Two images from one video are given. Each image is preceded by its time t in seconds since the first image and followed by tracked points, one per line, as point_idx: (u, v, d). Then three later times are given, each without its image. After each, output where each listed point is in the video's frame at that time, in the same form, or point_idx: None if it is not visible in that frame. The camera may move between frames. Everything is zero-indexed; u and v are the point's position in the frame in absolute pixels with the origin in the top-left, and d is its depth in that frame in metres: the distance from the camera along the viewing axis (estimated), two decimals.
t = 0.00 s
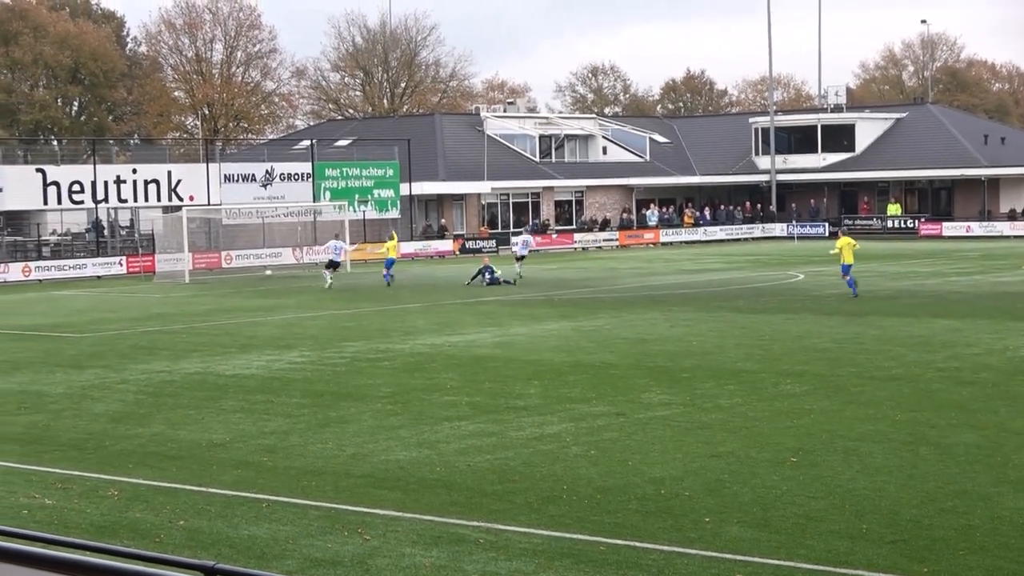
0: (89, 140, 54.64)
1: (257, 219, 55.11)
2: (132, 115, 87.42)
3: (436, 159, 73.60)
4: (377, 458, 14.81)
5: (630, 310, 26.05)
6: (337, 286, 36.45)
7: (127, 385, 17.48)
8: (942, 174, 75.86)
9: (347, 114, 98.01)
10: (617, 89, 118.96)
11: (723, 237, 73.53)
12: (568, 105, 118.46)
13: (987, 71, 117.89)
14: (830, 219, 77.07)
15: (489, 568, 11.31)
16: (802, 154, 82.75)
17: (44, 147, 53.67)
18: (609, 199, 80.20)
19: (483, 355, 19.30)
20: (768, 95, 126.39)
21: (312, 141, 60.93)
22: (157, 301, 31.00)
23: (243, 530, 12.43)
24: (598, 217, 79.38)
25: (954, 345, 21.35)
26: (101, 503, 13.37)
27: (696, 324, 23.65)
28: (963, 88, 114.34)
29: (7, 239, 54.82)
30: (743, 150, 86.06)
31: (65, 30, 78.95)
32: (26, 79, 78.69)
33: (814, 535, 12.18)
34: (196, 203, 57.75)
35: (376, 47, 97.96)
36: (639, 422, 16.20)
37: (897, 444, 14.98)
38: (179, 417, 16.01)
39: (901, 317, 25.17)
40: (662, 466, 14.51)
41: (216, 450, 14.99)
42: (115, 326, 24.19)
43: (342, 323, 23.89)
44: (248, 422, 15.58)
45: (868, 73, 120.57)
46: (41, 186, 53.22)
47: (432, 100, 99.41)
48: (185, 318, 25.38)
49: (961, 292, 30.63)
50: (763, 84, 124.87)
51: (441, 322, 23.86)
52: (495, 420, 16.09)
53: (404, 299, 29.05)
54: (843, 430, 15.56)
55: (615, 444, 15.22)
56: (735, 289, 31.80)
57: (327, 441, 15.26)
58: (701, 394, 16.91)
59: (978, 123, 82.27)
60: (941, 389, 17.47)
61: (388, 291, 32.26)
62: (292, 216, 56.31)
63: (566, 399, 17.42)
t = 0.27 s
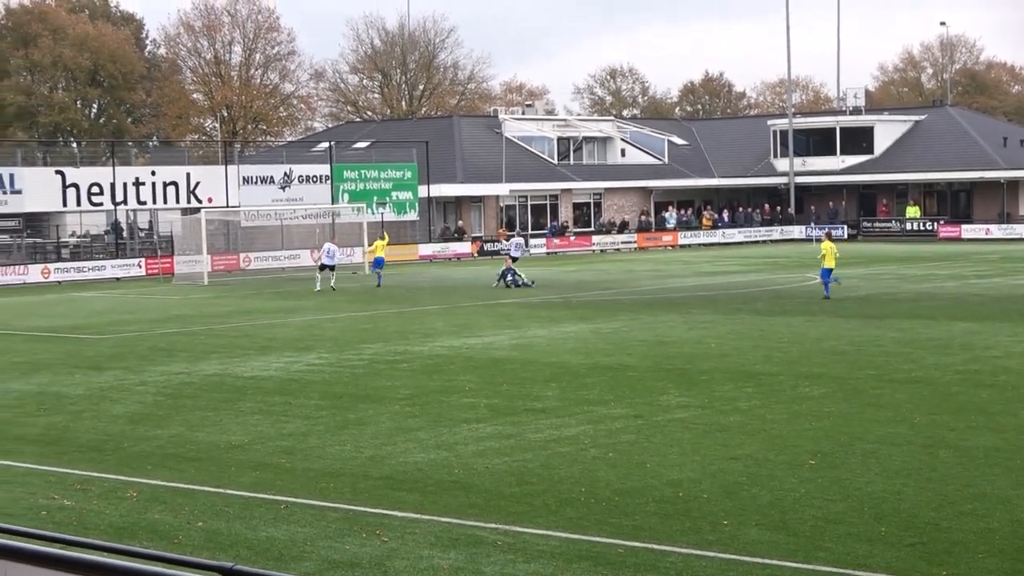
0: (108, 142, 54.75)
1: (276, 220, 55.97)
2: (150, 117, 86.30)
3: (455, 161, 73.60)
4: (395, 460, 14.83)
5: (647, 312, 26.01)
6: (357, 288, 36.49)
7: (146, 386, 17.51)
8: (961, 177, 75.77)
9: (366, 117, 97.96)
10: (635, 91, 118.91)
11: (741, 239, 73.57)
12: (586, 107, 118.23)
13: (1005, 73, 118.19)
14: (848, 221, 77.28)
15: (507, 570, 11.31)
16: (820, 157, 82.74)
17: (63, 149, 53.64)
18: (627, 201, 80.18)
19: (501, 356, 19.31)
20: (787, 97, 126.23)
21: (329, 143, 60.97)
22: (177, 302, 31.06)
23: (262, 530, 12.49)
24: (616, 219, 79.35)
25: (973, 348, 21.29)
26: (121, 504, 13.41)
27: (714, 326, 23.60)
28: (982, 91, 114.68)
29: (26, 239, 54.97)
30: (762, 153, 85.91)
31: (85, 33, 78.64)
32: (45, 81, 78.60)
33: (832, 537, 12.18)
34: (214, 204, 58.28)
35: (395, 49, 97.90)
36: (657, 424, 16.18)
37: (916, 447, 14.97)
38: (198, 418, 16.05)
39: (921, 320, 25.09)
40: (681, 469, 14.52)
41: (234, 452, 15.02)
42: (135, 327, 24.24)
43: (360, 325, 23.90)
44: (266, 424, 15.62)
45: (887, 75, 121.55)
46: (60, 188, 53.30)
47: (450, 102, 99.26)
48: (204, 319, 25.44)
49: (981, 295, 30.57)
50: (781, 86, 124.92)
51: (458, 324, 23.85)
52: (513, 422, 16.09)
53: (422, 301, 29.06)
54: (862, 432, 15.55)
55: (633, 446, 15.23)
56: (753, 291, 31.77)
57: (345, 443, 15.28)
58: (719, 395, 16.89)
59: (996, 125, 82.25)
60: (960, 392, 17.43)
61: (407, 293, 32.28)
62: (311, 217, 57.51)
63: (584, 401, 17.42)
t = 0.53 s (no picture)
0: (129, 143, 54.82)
1: (299, 222, 55.98)
2: (172, 117, 82.16)
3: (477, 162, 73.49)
4: (416, 461, 14.83)
5: (668, 313, 25.92)
6: (379, 289, 36.45)
7: (168, 387, 17.52)
8: (984, 177, 75.52)
9: (387, 118, 97.94)
10: (657, 92, 118.60)
11: (763, 240, 73.69)
12: (608, 108, 118.03)
13: None
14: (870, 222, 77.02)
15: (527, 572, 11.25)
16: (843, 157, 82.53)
17: (86, 150, 53.95)
18: (649, 202, 80.11)
19: (522, 356, 19.26)
20: (809, 98, 125.80)
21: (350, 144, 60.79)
22: (199, 303, 31.10)
23: (283, 530, 12.47)
24: (638, 220, 79.26)
25: (997, 349, 21.17)
26: (143, 505, 13.42)
27: (736, 326, 23.51)
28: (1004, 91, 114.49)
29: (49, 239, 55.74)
30: (784, 155, 85.76)
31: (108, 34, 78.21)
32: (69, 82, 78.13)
33: (853, 538, 12.15)
34: (237, 206, 57.87)
35: (417, 50, 97.93)
36: (678, 426, 16.13)
37: (937, 449, 14.93)
38: (219, 419, 16.09)
39: (943, 321, 24.95)
40: (702, 470, 14.51)
41: (255, 452, 15.04)
42: (157, 328, 24.28)
43: (382, 325, 23.87)
44: (287, 424, 15.63)
45: (910, 77, 121.87)
46: (83, 188, 53.62)
47: (472, 103, 99.66)
48: (225, 320, 25.46)
49: (1006, 296, 30.39)
50: (804, 87, 124.76)
51: (479, 324, 23.80)
52: (534, 423, 16.06)
53: (444, 302, 29.02)
54: (884, 434, 15.50)
55: (654, 446, 15.25)
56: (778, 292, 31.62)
57: (366, 444, 15.29)
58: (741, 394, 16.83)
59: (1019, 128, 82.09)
60: (983, 393, 17.35)
61: (429, 295, 32.23)
62: (333, 218, 57.75)
63: (605, 402, 17.39)
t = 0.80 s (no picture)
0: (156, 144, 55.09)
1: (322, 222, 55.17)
2: (198, 118, 84.83)
3: (502, 163, 73.47)
4: (440, 461, 14.80)
5: (693, 314, 25.81)
6: (404, 290, 36.39)
7: (192, 388, 17.55)
8: (1010, 178, 75.28)
9: (412, 118, 98.03)
10: (681, 92, 118.46)
11: (788, 241, 73.18)
12: (632, 109, 118.02)
13: None
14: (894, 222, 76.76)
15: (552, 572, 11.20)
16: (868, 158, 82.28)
17: (111, 151, 54.56)
18: (673, 203, 80.02)
19: (546, 355, 19.20)
20: (833, 98, 125.43)
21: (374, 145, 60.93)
22: (223, 304, 31.14)
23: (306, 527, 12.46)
24: (662, 221, 79.25)
25: None
26: (167, 505, 13.43)
27: (760, 326, 23.40)
28: None
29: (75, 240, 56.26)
30: (808, 155, 85.48)
31: (132, 35, 78.20)
32: (93, 84, 78.66)
33: (878, 540, 12.10)
34: (261, 206, 58.11)
35: (441, 51, 97.99)
36: (704, 427, 16.04)
37: (963, 450, 14.86)
38: (243, 419, 16.10)
39: (971, 322, 24.79)
40: (725, 471, 14.49)
41: (278, 453, 15.05)
42: (181, 329, 24.33)
43: (407, 325, 23.84)
44: (311, 425, 15.63)
45: (936, 77, 121.90)
46: (109, 190, 54.00)
47: (496, 104, 99.85)
48: (249, 321, 25.48)
49: None
50: (828, 87, 124.60)
51: (502, 325, 23.74)
52: (558, 424, 16.04)
53: (468, 302, 28.98)
54: (909, 436, 15.44)
55: (677, 446, 15.24)
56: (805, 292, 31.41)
57: (390, 445, 15.28)
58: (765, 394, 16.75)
59: None
60: (1009, 395, 17.24)
61: (453, 295, 32.23)
62: (357, 219, 56.08)
63: (629, 403, 17.35)
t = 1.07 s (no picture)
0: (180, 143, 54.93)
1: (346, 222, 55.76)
2: (222, 118, 83.58)
3: (525, 162, 73.45)
4: (464, 461, 14.76)
5: (718, 312, 25.66)
6: (428, 289, 36.29)
7: (216, 387, 17.57)
8: None
9: (436, 118, 98.05)
10: (705, 91, 117.72)
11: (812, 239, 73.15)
12: (656, 108, 117.57)
13: None
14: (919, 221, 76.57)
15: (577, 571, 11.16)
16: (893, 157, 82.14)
17: (136, 151, 54.84)
18: (698, 202, 79.87)
19: (569, 353, 19.10)
20: (858, 97, 124.84)
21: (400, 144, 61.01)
22: (248, 303, 31.18)
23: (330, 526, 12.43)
24: (686, 220, 79.18)
25: None
26: (192, 504, 13.42)
27: (786, 325, 23.25)
28: None
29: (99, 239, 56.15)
30: (833, 153, 85.07)
31: (157, 35, 77.94)
32: (118, 83, 78.85)
33: (904, 539, 12.05)
34: (286, 206, 58.11)
35: (465, 50, 98.05)
36: (729, 427, 15.97)
37: (989, 451, 14.80)
38: (268, 418, 16.08)
39: (998, 321, 24.60)
40: (750, 471, 14.43)
41: (302, 452, 15.05)
42: (205, 328, 24.36)
43: (430, 325, 23.80)
44: (336, 424, 15.62)
45: (962, 76, 121.54)
46: (133, 189, 54.04)
47: (520, 103, 99.49)
48: (272, 320, 25.48)
49: None
50: (852, 86, 124.05)
51: (526, 324, 23.67)
52: (583, 423, 16.00)
53: (492, 302, 28.91)
54: (935, 436, 15.38)
55: (700, 446, 15.20)
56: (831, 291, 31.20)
57: (414, 444, 15.28)
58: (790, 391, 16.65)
59: None
60: None
61: (477, 295, 32.18)
62: (381, 218, 57.55)
63: (652, 402, 17.30)
